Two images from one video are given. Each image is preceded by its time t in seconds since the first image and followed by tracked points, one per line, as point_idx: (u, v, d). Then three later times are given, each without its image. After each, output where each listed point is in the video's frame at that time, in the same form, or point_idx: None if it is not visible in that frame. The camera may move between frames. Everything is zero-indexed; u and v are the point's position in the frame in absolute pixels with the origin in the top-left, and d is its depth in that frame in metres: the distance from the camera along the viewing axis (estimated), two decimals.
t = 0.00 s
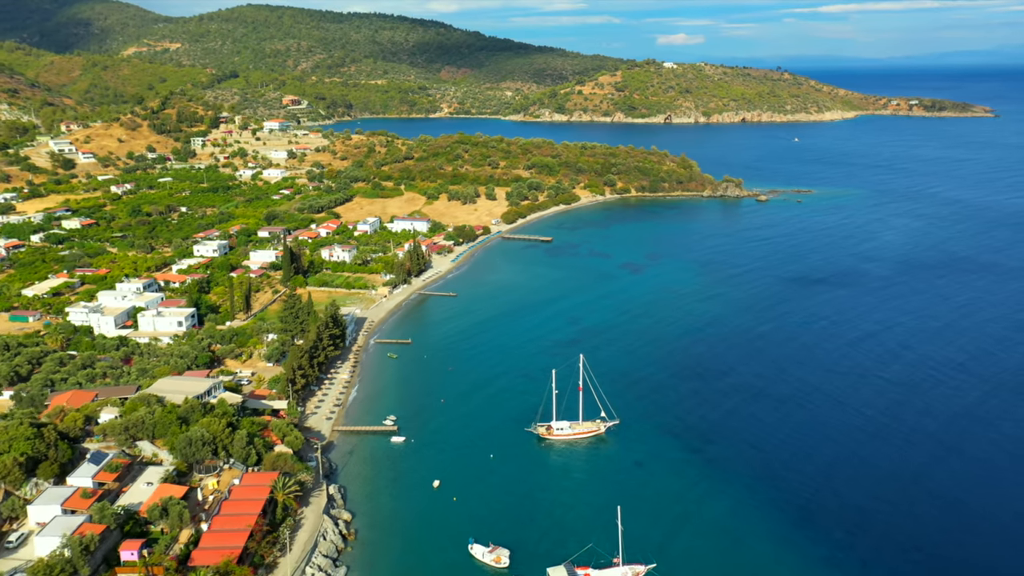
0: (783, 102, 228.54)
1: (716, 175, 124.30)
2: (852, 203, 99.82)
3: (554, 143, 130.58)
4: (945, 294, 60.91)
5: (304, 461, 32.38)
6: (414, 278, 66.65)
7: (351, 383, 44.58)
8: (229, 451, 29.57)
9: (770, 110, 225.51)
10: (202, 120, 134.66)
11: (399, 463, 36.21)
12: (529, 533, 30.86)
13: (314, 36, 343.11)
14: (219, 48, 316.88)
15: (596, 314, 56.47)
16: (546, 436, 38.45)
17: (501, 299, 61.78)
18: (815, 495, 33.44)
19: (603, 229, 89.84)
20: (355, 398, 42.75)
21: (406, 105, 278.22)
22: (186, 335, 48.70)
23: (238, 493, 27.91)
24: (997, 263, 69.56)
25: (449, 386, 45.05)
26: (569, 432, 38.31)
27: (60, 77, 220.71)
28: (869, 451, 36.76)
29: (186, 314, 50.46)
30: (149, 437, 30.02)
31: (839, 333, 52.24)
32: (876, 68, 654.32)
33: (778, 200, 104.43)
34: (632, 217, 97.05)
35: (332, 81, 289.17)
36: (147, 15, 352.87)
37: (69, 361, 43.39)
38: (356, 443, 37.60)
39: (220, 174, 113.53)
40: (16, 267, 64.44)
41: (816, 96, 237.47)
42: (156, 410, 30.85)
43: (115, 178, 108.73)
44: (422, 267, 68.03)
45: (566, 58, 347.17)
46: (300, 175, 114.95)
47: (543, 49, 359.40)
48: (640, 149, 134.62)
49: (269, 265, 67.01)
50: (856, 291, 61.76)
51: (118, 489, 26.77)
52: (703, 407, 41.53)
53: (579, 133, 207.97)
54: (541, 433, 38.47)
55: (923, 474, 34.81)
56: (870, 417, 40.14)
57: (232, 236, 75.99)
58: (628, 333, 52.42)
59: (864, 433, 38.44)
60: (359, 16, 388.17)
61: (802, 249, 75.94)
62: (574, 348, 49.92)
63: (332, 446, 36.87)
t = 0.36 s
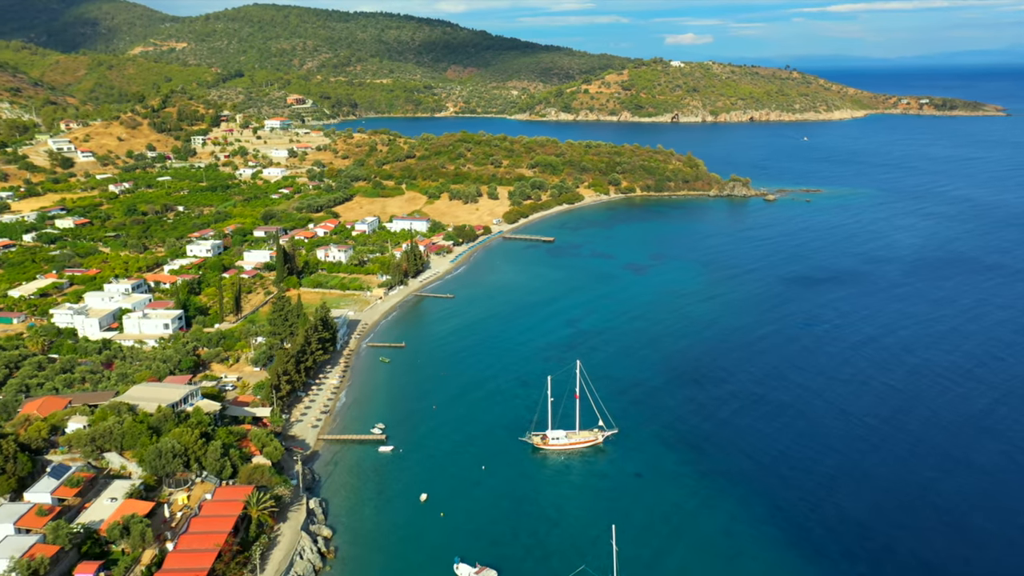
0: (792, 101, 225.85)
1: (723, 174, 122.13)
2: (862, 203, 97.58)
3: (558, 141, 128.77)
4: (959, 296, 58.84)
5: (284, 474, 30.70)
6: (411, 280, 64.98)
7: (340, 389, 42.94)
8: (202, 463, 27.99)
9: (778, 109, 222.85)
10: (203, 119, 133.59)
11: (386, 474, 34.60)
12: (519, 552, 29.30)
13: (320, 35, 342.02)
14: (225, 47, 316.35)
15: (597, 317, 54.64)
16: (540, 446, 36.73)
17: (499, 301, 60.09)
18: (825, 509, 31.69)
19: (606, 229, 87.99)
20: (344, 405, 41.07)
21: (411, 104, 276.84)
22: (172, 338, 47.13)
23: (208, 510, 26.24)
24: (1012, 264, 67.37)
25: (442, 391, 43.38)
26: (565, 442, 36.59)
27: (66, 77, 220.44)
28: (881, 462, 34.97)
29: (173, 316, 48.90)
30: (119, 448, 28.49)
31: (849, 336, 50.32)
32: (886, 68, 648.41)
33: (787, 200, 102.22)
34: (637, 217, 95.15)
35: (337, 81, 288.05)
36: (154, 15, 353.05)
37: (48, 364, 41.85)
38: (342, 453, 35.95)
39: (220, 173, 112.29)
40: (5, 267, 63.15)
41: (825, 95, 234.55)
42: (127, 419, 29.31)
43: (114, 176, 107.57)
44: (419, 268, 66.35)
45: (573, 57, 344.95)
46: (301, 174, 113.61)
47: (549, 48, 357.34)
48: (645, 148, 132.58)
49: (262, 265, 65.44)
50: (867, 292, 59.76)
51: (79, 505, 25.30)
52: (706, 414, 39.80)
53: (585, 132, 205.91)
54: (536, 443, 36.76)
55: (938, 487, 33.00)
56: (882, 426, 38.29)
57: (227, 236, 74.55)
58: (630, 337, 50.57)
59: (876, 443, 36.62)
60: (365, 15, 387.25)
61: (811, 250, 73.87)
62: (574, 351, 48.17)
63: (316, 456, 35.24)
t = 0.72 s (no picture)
0: (800, 100, 223.14)
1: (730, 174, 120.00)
2: (872, 202, 95.44)
3: (562, 140, 126.96)
4: (973, 298, 56.84)
5: (260, 487, 29.02)
6: (407, 281, 63.30)
7: (328, 395, 41.25)
8: (170, 476, 26.35)
9: (786, 108, 220.21)
10: (203, 118, 132.38)
11: (370, 486, 32.88)
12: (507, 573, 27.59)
13: (326, 34, 340.88)
14: (230, 47, 315.58)
15: (597, 321, 52.81)
16: (534, 457, 34.92)
17: (497, 303, 58.35)
18: (834, 529, 29.96)
19: (609, 229, 86.19)
20: (331, 412, 39.38)
21: (417, 103, 275.32)
22: (156, 341, 45.59)
23: (173, 528, 24.59)
24: None
25: (434, 397, 41.64)
26: (560, 452, 34.78)
27: (71, 76, 219.94)
28: (895, 478, 33.16)
29: (158, 318, 47.36)
30: (82, 461, 26.94)
31: (860, 341, 48.40)
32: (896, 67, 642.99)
33: (794, 199, 100.17)
34: (641, 216, 93.32)
35: (342, 80, 286.84)
36: (160, 15, 352.91)
37: (26, 369, 40.37)
38: (325, 463, 34.20)
39: (219, 172, 111.02)
40: None
41: (834, 94, 231.70)
42: (92, 429, 27.72)
43: (112, 175, 106.37)
44: (416, 269, 64.68)
45: (580, 56, 342.75)
46: (301, 173, 112.27)
47: (556, 47, 355.23)
48: (651, 146, 130.60)
49: (256, 265, 63.89)
50: (878, 294, 57.80)
51: (34, 523, 23.89)
52: (710, 424, 37.99)
53: (591, 131, 203.73)
54: (530, 453, 34.92)
55: (955, 506, 31.19)
56: (895, 438, 36.48)
57: (222, 235, 73.11)
58: (631, 341, 48.75)
59: (888, 457, 34.83)
60: (372, 15, 386.21)
61: (819, 251, 71.91)
62: (572, 357, 46.40)
63: (298, 467, 33.55)
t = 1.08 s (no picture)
0: (807, 99, 220.44)
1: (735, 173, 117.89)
2: (881, 202, 93.19)
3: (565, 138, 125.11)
4: (986, 301, 54.80)
5: (231, 503, 27.33)
6: (402, 282, 61.58)
7: (313, 402, 39.51)
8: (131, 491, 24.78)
9: (793, 107, 217.66)
10: (202, 115, 131.08)
11: (351, 500, 31.11)
12: None
13: (330, 33, 339.60)
14: (235, 46, 314.64)
15: (596, 325, 50.98)
16: (526, 469, 33.15)
17: (494, 305, 56.56)
18: (841, 550, 28.18)
19: (612, 229, 84.30)
20: (315, 420, 37.62)
21: (420, 102, 273.57)
22: (138, 343, 43.95)
23: (131, 548, 22.89)
24: None
25: (424, 404, 39.97)
26: (552, 464, 33.04)
27: (74, 75, 219.33)
28: (907, 494, 31.32)
29: (141, 320, 45.83)
30: (39, 475, 25.43)
31: (869, 346, 46.47)
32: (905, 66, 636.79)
33: (801, 198, 98.07)
34: (644, 216, 91.40)
35: (346, 78, 285.49)
36: (166, 15, 352.68)
37: None
38: (305, 475, 32.49)
39: (217, 171, 109.66)
40: None
41: (842, 92, 228.91)
42: (51, 441, 26.21)
43: (109, 174, 105.10)
44: (411, 269, 62.96)
45: (585, 55, 340.38)
46: (300, 171, 110.81)
47: (561, 46, 352.95)
48: (654, 144, 128.60)
49: (247, 265, 62.34)
50: (887, 296, 55.82)
51: None
52: (712, 434, 36.18)
53: (595, 130, 201.60)
54: (521, 465, 33.20)
55: (971, 526, 29.33)
56: (907, 450, 34.61)
57: (214, 234, 71.62)
58: (630, 346, 46.88)
59: (899, 471, 32.99)
60: (376, 14, 384.94)
61: (826, 251, 69.80)
62: (569, 362, 44.62)
63: (276, 480, 31.82)
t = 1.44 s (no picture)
0: (815, 98, 217.86)
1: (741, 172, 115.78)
2: (890, 202, 91.00)
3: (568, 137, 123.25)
4: (998, 304, 52.69)
5: (198, 521, 25.61)
6: (397, 283, 59.88)
7: (296, 409, 37.85)
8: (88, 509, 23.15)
9: (801, 106, 215.10)
10: (202, 114, 129.86)
11: (329, 514, 29.47)
12: None
13: (336, 33, 338.58)
14: (240, 45, 313.95)
15: (594, 328, 49.15)
16: (516, 482, 31.31)
17: (490, 307, 54.83)
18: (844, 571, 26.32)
19: (613, 228, 82.45)
20: (297, 428, 35.95)
21: (425, 102, 272.02)
22: (118, 346, 42.35)
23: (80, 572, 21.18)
24: None
25: (411, 411, 38.33)
26: (544, 477, 31.21)
27: (79, 74, 218.77)
28: (916, 511, 29.41)
29: (122, 322, 44.25)
30: None
31: (878, 351, 44.48)
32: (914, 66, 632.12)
33: (808, 198, 95.91)
34: (647, 216, 89.52)
35: (350, 78, 284.25)
36: (172, 15, 352.64)
37: None
38: (282, 489, 30.72)
39: (215, 169, 108.32)
40: None
41: (850, 92, 226.24)
42: (7, 455, 24.59)
43: (105, 172, 103.84)
44: (406, 270, 61.30)
45: (591, 54, 338.18)
46: (299, 170, 109.38)
47: (567, 46, 350.97)
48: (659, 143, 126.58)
49: (238, 265, 60.76)
50: (896, 299, 53.75)
51: None
52: (713, 445, 34.27)
53: (600, 130, 199.57)
54: (510, 478, 31.32)
55: (987, 547, 27.37)
56: (918, 463, 32.65)
57: (207, 234, 70.16)
58: (628, 350, 45.07)
59: (911, 487, 31.01)
60: (382, 13, 383.86)
61: (834, 252, 67.68)
62: (566, 367, 42.79)
63: (251, 492, 30.15)
